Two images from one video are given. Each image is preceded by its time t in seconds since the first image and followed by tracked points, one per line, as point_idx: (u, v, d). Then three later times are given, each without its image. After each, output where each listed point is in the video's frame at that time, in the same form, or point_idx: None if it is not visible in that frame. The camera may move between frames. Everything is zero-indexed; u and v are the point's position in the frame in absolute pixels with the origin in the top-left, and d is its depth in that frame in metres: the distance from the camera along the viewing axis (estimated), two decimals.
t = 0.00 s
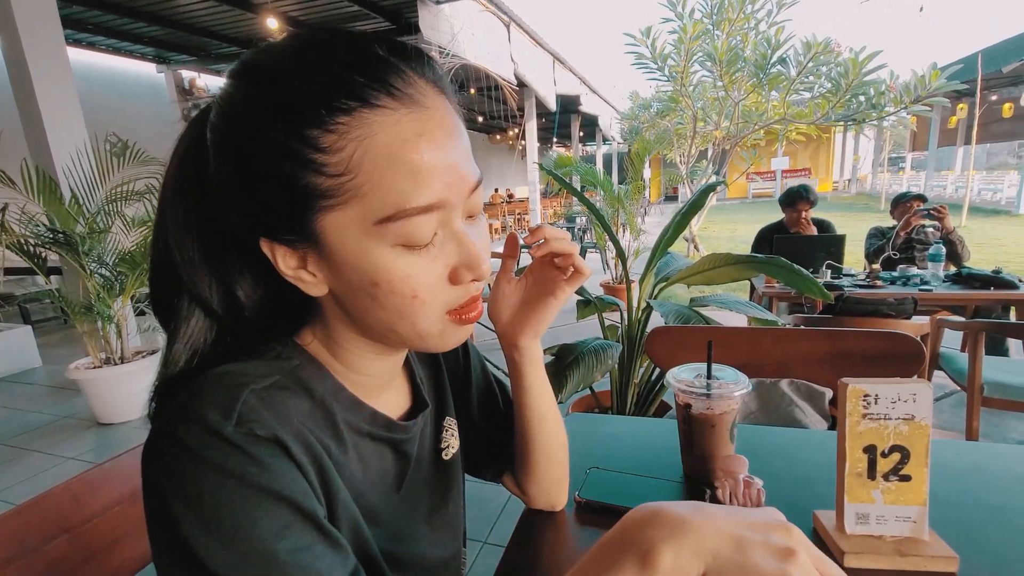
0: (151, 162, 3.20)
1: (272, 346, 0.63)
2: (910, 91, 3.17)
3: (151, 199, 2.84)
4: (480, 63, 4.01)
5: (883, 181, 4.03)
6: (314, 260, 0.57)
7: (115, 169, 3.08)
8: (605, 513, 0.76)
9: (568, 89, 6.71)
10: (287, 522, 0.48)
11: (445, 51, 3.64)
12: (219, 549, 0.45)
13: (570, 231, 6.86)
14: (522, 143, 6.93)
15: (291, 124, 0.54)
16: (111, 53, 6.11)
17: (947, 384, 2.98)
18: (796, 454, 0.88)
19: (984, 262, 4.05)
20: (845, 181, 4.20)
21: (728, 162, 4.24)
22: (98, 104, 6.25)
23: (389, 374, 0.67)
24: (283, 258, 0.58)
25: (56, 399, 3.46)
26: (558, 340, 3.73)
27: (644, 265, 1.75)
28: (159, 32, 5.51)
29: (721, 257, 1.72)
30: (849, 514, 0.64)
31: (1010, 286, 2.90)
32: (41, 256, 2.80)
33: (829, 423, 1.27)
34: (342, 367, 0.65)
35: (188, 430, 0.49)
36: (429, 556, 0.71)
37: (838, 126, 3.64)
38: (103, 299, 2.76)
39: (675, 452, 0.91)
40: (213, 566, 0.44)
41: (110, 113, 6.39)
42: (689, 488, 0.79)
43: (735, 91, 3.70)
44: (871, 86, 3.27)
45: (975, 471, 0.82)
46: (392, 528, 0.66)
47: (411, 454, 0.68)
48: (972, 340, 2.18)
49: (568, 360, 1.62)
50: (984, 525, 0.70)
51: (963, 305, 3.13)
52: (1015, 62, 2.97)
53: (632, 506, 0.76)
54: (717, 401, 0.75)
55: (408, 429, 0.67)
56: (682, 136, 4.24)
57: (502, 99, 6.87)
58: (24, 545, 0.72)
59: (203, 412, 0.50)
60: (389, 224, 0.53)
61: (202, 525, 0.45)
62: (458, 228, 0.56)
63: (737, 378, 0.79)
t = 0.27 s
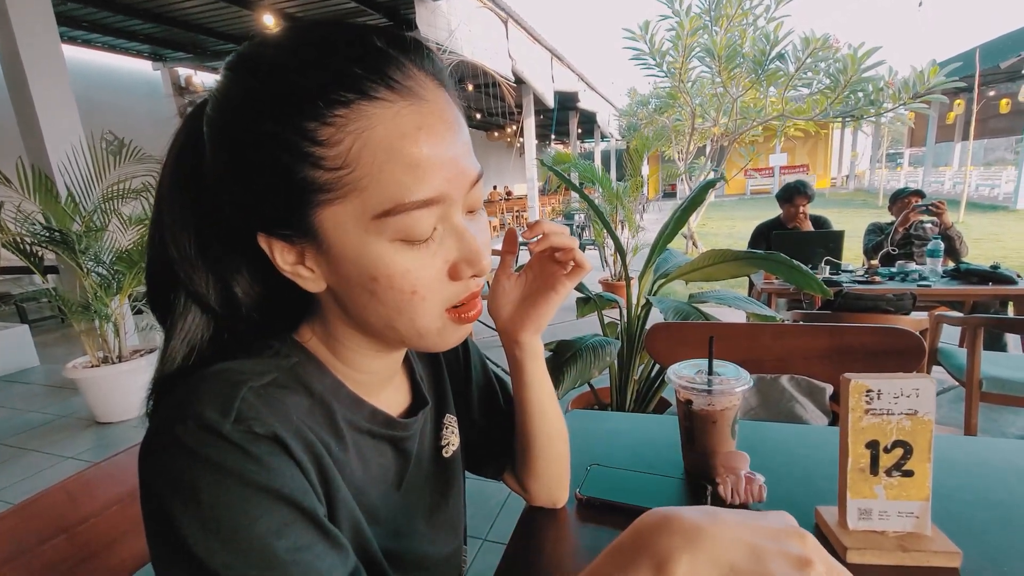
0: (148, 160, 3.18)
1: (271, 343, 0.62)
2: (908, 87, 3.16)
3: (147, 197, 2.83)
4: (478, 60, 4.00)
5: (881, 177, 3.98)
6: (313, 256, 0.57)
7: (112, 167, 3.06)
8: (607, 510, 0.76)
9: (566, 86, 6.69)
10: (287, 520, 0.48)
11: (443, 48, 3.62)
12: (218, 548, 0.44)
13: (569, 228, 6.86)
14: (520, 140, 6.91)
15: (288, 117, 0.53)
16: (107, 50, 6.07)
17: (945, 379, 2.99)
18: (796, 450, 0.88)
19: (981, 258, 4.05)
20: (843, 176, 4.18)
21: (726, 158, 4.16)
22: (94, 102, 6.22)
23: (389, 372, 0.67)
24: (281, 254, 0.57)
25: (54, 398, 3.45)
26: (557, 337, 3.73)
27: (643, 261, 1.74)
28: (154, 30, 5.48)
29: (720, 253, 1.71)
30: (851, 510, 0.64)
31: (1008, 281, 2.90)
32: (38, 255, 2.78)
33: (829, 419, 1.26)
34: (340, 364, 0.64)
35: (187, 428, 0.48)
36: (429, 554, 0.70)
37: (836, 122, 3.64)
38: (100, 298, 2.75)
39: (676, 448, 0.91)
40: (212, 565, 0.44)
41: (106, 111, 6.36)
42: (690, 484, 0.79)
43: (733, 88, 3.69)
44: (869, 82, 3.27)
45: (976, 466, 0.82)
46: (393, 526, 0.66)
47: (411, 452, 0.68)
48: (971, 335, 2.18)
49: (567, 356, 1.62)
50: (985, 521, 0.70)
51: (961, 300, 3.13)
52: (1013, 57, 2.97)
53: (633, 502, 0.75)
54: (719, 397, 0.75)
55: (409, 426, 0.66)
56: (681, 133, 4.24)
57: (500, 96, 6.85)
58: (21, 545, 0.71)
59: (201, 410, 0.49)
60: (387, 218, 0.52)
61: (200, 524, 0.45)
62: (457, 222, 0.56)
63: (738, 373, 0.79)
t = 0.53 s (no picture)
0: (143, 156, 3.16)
1: (271, 338, 0.62)
2: (906, 81, 3.16)
3: (143, 194, 2.82)
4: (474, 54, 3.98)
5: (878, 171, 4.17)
6: (300, 245, 0.56)
7: (107, 163, 3.04)
8: (607, 504, 0.76)
9: (564, 81, 6.68)
10: (287, 517, 0.47)
11: (439, 42, 3.60)
12: (217, 545, 0.44)
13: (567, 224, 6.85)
14: (517, 135, 6.90)
15: (267, 103, 0.53)
16: (100, 46, 6.02)
17: (941, 373, 3.01)
18: (795, 444, 0.88)
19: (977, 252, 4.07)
20: (841, 172, 4.34)
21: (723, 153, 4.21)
22: (88, 98, 6.17)
23: (388, 366, 0.67)
24: (272, 243, 0.57)
25: (52, 396, 3.44)
26: (555, 333, 3.74)
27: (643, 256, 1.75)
28: (148, 25, 5.44)
29: (718, 248, 1.71)
30: (851, 502, 0.64)
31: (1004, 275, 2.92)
32: (33, 253, 2.77)
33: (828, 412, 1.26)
34: (342, 359, 0.64)
35: (186, 425, 0.48)
36: (428, 549, 0.70)
37: (833, 117, 3.64)
38: (96, 295, 2.74)
39: (676, 442, 0.91)
40: (212, 562, 0.44)
41: (100, 107, 6.31)
42: (690, 478, 0.79)
43: (731, 82, 3.69)
44: (866, 77, 3.27)
45: (974, 459, 0.83)
46: (392, 522, 0.66)
47: (411, 447, 0.67)
48: (967, 329, 2.19)
49: (566, 352, 1.62)
50: (983, 513, 0.70)
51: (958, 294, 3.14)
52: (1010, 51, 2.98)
53: (633, 496, 0.76)
54: (718, 391, 0.75)
55: (409, 421, 0.66)
56: (678, 128, 4.23)
57: (497, 91, 6.82)
58: (20, 543, 0.71)
59: (200, 407, 0.49)
60: (364, 202, 0.52)
61: (200, 522, 0.45)
62: (441, 209, 0.55)
63: (737, 367, 0.79)
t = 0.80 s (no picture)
0: (141, 154, 3.15)
1: (273, 335, 0.62)
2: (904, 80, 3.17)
3: (141, 192, 2.81)
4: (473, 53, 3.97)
5: (875, 171, 4.22)
6: (300, 242, 0.56)
7: (104, 161, 3.03)
8: (606, 500, 0.76)
9: (562, 80, 6.68)
10: (289, 512, 0.48)
11: (438, 41, 3.60)
12: (221, 541, 0.45)
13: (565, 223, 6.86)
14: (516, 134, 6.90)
15: (254, 100, 0.53)
16: (98, 44, 6.00)
17: (938, 371, 3.02)
18: (794, 441, 0.89)
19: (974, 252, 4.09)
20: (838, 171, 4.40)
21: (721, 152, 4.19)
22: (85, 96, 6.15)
23: (390, 362, 0.67)
24: (272, 242, 0.58)
25: (49, 395, 3.44)
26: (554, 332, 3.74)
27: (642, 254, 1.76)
28: (146, 23, 5.42)
29: (716, 246, 1.71)
30: (848, 498, 0.65)
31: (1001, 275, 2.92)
32: (30, 251, 2.76)
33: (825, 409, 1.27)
34: (345, 355, 0.64)
35: (188, 421, 0.48)
36: (430, 545, 0.71)
37: (831, 117, 3.65)
38: (94, 293, 2.74)
39: (676, 439, 0.91)
40: (215, 557, 0.44)
41: (97, 105, 6.29)
42: (689, 475, 0.80)
43: (729, 82, 3.69)
44: (864, 76, 3.27)
45: (970, 455, 0.84)
46: (394, 518, 0.66)
47: (412, 443, 0.68)
48: (963, 328, 2.20)
49: (564, 350, 1.62)
50: (978, 508, 0.71)
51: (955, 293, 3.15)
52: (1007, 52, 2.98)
53: (631, 492, 0.76)
54: (716, 388, 0.76)
55: (410, 418, 0.67)
56: (677, 127, 4.24)
57: (496, 90, 6.82)
58: (21, 538, 0.71)
59: (202, 403, 0.49)
60: (356, 191, 0.52)
61: (203, 516, 0.45)
62: (435, 194, 0.55)
63: (736, 364, 0.79)
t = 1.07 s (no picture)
0: (140, 154, 3.15)
1: (274, 336, 0.63)
2: (900, 82, 3.20)
3: (140, 192, 2.81)
4: (472, 54, 3.99)
5: (873, 173, 4.47)
6: (297, 248, 0.57)
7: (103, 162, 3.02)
8: (603, 500, 0.77)
9: (561, 81, 6.71)
10: (290, 510, 0.48)
11: (437, 42, 3.61)
12: (223, 538, 0.45)
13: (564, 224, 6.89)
14: (514, 135, 6.92)
15: (255, 110, 0.54)
16: (97, 44, 6.00)
17: (934, 372, 3.04)
18: (788, 440, 0.90)
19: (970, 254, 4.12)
20: (836, 173, 4.74)
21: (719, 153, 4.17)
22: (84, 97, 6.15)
23: (389, 363, 0.68)
24: (271, 246, 0.58)
25: (47, 395, 3.43)
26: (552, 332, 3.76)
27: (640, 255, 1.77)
28: (145, 23, 5.42)
29: (712, 248, 1.72)
30: (842, 497, 0.65)
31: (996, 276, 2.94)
32: (28, 251, 2.76)
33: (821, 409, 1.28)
34: (344, 355, 0.65)
35: (190, 420, 0.49)
36: (428, 544, 0.71)
37: (828, 118, 3.68)
38: (92, 294, 2.74)
39: (672, 439, 0.92)
40: (218, 554, 0.45)
41: (96, 106, 6.29)
42: (685, 474, 0.80)
43: (727, 84, 3.71)
44: (861, 78, 3.29)
45: (963, 454, 0.85)
46: (393, 517, 0.67)
47: (411, 443, 0.68)
48: (959, 329, 2.22)
49: (562, 351, 1.63)
50: (971, 507, 0.72)
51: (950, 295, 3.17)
52: (1003, 55, 3.01)
53: (628, 493, 0.76)
54: (712, 388, 0.76)
55: (409, 417, 0.67)
56: (675, 128, 4.26)
57: (495, 91, 6.84)
58: (21, 538, 0.72)
59: (204, 402, 0.50)
60: (352, 203, 0.52)
61: (205, 514, 0.45)
62: (431, 206, 0.55)
63: (732, 365, 0.80)
